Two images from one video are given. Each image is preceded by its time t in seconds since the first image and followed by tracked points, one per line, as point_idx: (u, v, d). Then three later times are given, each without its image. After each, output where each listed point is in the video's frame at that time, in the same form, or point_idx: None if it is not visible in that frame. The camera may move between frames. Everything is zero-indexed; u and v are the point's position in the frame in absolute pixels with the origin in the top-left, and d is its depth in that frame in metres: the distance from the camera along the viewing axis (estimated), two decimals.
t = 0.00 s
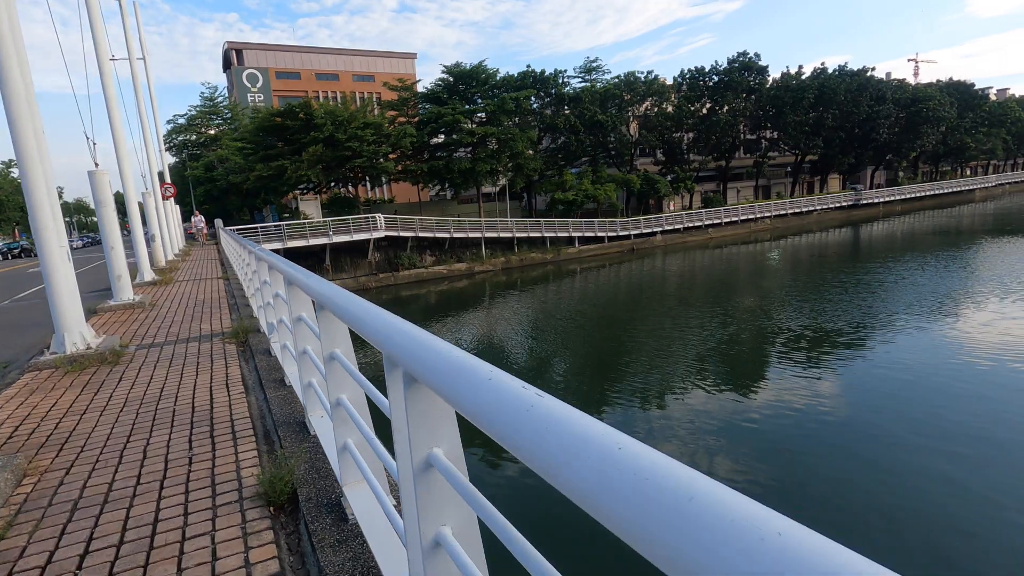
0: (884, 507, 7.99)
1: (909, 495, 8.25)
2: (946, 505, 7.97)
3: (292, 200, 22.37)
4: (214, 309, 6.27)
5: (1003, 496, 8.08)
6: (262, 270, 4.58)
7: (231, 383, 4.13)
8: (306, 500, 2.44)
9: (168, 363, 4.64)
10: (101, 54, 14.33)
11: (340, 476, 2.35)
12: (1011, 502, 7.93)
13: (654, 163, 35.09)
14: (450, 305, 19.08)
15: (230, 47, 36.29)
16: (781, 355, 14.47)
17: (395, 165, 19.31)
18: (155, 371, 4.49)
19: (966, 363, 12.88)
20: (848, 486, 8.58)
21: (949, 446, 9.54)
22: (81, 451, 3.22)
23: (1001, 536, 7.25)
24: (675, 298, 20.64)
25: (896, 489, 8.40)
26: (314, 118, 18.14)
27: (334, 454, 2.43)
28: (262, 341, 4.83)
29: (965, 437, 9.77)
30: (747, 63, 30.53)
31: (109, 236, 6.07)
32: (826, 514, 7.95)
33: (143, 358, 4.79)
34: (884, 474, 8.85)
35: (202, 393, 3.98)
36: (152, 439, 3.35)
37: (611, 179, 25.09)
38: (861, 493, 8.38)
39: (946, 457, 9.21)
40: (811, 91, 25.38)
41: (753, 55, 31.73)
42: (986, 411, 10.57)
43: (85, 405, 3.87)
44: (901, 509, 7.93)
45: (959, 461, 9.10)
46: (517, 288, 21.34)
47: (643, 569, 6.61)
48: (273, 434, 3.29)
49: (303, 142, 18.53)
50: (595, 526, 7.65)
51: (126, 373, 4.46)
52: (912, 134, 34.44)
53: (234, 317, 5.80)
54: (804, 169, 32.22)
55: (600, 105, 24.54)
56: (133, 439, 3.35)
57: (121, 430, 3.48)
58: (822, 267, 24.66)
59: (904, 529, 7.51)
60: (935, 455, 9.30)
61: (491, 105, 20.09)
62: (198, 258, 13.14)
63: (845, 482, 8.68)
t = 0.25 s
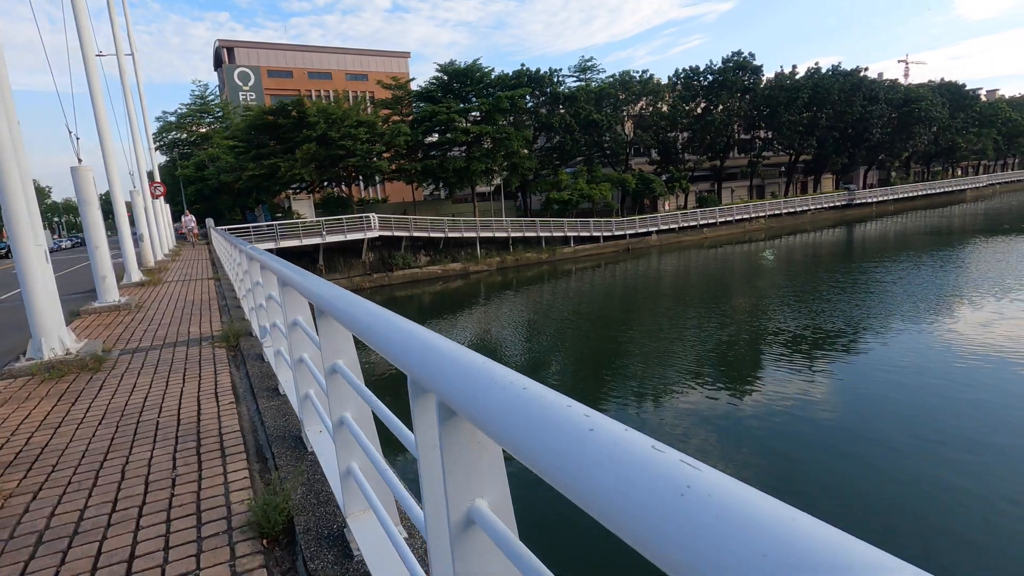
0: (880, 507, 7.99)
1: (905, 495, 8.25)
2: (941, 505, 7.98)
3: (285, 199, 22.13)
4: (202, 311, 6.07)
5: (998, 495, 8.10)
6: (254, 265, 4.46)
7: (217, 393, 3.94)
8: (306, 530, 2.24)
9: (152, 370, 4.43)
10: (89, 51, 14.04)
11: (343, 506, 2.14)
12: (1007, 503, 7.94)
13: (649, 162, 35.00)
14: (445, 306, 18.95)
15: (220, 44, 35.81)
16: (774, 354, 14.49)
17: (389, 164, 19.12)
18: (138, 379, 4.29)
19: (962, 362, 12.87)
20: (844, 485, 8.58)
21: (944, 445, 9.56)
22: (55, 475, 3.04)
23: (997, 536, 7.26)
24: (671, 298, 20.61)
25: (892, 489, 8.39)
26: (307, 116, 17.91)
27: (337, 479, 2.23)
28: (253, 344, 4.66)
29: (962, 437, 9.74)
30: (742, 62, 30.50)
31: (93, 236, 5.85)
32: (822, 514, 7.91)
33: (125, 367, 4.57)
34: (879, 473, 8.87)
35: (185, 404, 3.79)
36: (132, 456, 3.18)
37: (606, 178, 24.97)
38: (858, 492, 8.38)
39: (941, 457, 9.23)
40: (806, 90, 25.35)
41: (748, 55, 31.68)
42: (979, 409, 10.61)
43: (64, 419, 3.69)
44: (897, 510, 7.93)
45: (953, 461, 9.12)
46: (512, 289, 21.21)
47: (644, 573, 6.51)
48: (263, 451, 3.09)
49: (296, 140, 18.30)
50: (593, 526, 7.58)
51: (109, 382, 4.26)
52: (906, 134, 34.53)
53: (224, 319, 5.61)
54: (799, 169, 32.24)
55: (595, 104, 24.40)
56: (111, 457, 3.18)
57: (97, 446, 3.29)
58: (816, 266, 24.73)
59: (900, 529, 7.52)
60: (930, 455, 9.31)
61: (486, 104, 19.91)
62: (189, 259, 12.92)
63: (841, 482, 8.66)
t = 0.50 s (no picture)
0: (882, 507, 7.94)
1: (907, 495, 8.20)
2: (943, 504, 7.93)
3: (283, 199, 22.01)
4: (198, 315, 5.93)
5: (1000, 496, 8.08)
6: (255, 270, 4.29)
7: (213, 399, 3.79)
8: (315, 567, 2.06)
9: (145, 377, 4.27)
10: (85, 50, 13.95)
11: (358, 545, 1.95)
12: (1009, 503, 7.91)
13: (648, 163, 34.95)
14: (444, 307, 18.86)
15: (218, 43, 35.68)
16: (774, 354, 14.45)
17: (388, 163, 19.02)
18: (130, 386, 4.13)
19: (962, 363, 12.83)
20: (845, 485, 8.52)
21: (945, 445, 9.51)
22: (39, 484, 2.88)
23: (999, 536, 7.21)
24: (670, 299, 20.56)
25: (893, 489, 8.35)
26: (305, 115, 17.80)
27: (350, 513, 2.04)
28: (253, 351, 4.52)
29: (964, 437, 9.70)
30: (741, 63, 30.48)
31: (86, 238, 5.71)
32: (823, 514, 7.85)
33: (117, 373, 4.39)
34: (881, 473, 8.81)
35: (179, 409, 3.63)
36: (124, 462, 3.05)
37: (605, 178, 24.90)
38: (859, 492, 8.33)
39: (942, 456, 9.18)
40: (805, 91, 25.32)
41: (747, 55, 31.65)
42: (981, 410, 10.58)
43: (51, 426, 3.52)
44: (898, 510, 7.88)
45: (955, 461, 9.08)
46: (511, 289, 21.13)
47: None
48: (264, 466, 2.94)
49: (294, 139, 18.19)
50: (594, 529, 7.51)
51: (100, 388, 4.09)
52: (904, 135, 34.54)
53: (222, 325, 5.46)
54: (798, 169, 32.21)
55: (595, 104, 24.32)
56: (101, 463, 3.04)
57: (85, 454, 3.13)
58: (815, 267, 24.71)
59: (902, 530, 7.46)
60: (931, 455, 9.26)
61: (486, 103, 19.82)
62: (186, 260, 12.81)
63: (842, 482, 8.61)
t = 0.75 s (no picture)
0: (889, 507, 7.82)
1: (914, 494, 8.08)
2: (952, 504, 7.80)
3: (282, 199, 21.85)
4: (195, 319, 5.77)
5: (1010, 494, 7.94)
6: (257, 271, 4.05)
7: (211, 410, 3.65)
8: None
9: (139, 386, 4.11)
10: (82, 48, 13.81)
11: None
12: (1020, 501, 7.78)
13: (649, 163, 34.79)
14: (444, 307, 18.69)
15: (218, 44, 35.53)
16: (777, 354, 14.34)
17: (387, 162, 18.87)
18: (123, 396, 3.96)
19: (969, 360, 12.68)
20: (851, 484, 8.40)
21: (952, 443, 9.39)
22: (26, 503, 2.72)
23: (1008, 535, 7.08)
24: (671, 299, 20.44)
25: (899, 488, 8.23)
26: (305, 114, 17.67)
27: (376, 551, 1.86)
28: (255, 360, 4.36)
29: (973, 436, 9.57)
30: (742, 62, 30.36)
31: (79, 239, 5.55)
32: (830, 514, 7.73)
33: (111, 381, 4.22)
34: (887, 472, 8.69)
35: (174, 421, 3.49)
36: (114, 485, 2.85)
37: (607, 178, 24.73)
38: (865, 491, 8.20)
39: (949, 454, 9.05)
40: (807, 89, 25.18)
41: (748, 54, 31.51)
42: (988, 408, 10.45)
43: (38, 439, 3.36)
44: (905, 509, 7.76)
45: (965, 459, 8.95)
46: (512, 289, 20.98)
47: None
48: (267, 487, 2.78)
49: (293, 138, 18.04)
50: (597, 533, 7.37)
51: (91, 397, 3.93)
52: (906, 134, 34.41)
53: (220, 330, 5.30)
54: (799, 169, 32.10)
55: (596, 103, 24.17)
56: (90, 486, 2.85)
57: (75, 471, 2.99)
58: (817, 267, 24.59)
59: (910, 530, 7.34)
60: (940, 454, 9.12)
61: (486, 102, 19.67)
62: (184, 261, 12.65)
63: (848, 481, 8.49)
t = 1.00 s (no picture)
0: (898, 509, 7.74)
1: (922, 497, 8.02)
2: (961, 506, 7.72)
3: (283, 201, 21.78)
4: (197, 325, 5.66)
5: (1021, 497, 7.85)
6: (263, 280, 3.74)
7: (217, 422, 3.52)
8: None
9: (141, 399, 3.97)
10: (83, 48, 13.72)
11: None
12: None
13: (651, 164, 34.70)
14: (446, 309, 18.60)
15: (218, 45, 35.44)
16: (780, 355, 14.25)
17: (389, 164, 18.79)
18: (125, 409, 3.82)
19: (975, 362, 12.59)
20: (858, 485, 8.33)
21: (959, 445, 9.33)
22: (26, 524, 2.57)
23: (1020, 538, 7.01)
24: (673, 300, 20.35)
25: (908, 491, 8.14)
26: (307, 115, 17.61)
27: None
28: (258, 372, 4.16)
29: (982, 438, 9.47)
30: (745, 62, 30.25)
31: (79, 242, 5.45)
32: (837, 516, 7.67)
33: (111, 395, 4.07)
34: (895, 474, 8.62)
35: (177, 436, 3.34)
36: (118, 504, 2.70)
37: (609, 179, 24.64)
38: (873, 493, 8.13)
39: (956, 457, 8.99)
40: (810, 89, 25.09)
41: (751, 54, 31.41)
42: (996, 409, 10.35)
43: (35, 456, 3.19)
44: (915, 511, 7.67)
45: (974, 462, 8.86)
46: (514, 291, 20.89)
47: None
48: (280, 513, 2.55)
49: (295, 139, 17.97)
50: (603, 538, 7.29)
51: (91, 411, 3.78)
52: (909, 134, 34.30)
53: (223, 337, 5.20)
54: (802, 169, 31.99)
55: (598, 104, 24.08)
56: (94, 505, 2.70)
57: (74, 490, 2.83)
58: (819, 268, 24.50)
59: (919, 533, 7.27)
60: (949, 456, 9.04)
61: (488, 103, 19.59)
62: (185, 264, 12.55)
63: (855, 483, 8.42)
